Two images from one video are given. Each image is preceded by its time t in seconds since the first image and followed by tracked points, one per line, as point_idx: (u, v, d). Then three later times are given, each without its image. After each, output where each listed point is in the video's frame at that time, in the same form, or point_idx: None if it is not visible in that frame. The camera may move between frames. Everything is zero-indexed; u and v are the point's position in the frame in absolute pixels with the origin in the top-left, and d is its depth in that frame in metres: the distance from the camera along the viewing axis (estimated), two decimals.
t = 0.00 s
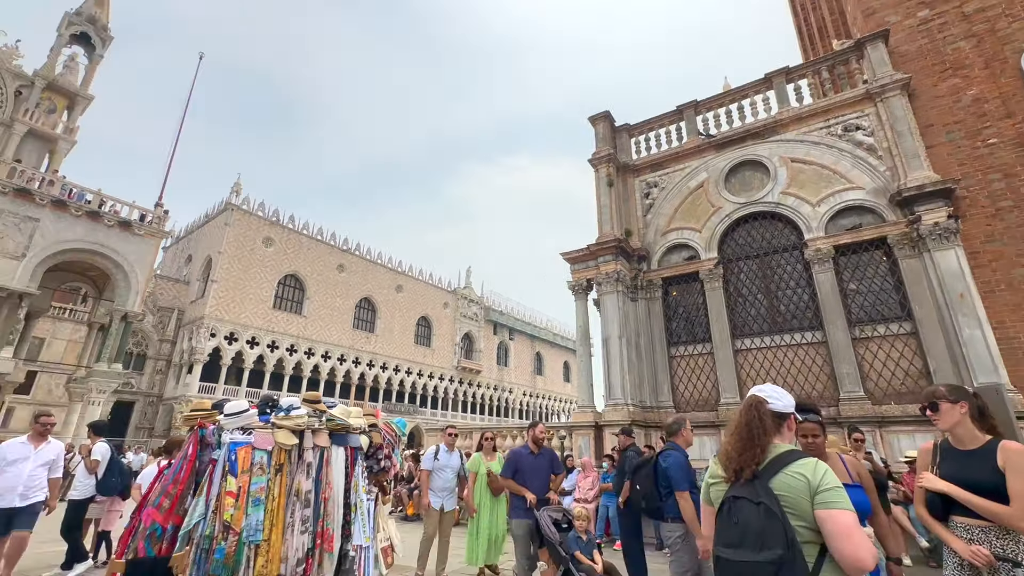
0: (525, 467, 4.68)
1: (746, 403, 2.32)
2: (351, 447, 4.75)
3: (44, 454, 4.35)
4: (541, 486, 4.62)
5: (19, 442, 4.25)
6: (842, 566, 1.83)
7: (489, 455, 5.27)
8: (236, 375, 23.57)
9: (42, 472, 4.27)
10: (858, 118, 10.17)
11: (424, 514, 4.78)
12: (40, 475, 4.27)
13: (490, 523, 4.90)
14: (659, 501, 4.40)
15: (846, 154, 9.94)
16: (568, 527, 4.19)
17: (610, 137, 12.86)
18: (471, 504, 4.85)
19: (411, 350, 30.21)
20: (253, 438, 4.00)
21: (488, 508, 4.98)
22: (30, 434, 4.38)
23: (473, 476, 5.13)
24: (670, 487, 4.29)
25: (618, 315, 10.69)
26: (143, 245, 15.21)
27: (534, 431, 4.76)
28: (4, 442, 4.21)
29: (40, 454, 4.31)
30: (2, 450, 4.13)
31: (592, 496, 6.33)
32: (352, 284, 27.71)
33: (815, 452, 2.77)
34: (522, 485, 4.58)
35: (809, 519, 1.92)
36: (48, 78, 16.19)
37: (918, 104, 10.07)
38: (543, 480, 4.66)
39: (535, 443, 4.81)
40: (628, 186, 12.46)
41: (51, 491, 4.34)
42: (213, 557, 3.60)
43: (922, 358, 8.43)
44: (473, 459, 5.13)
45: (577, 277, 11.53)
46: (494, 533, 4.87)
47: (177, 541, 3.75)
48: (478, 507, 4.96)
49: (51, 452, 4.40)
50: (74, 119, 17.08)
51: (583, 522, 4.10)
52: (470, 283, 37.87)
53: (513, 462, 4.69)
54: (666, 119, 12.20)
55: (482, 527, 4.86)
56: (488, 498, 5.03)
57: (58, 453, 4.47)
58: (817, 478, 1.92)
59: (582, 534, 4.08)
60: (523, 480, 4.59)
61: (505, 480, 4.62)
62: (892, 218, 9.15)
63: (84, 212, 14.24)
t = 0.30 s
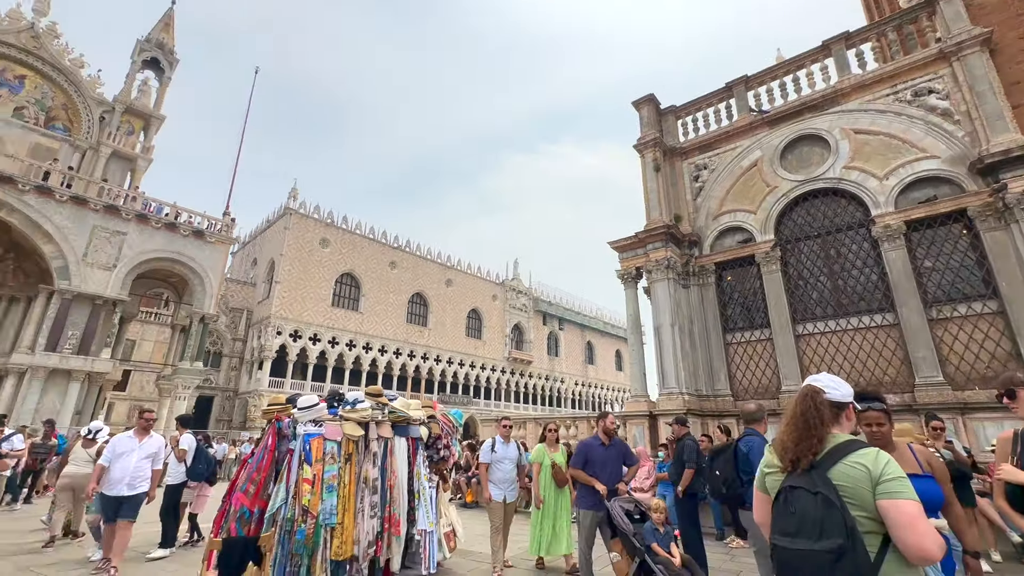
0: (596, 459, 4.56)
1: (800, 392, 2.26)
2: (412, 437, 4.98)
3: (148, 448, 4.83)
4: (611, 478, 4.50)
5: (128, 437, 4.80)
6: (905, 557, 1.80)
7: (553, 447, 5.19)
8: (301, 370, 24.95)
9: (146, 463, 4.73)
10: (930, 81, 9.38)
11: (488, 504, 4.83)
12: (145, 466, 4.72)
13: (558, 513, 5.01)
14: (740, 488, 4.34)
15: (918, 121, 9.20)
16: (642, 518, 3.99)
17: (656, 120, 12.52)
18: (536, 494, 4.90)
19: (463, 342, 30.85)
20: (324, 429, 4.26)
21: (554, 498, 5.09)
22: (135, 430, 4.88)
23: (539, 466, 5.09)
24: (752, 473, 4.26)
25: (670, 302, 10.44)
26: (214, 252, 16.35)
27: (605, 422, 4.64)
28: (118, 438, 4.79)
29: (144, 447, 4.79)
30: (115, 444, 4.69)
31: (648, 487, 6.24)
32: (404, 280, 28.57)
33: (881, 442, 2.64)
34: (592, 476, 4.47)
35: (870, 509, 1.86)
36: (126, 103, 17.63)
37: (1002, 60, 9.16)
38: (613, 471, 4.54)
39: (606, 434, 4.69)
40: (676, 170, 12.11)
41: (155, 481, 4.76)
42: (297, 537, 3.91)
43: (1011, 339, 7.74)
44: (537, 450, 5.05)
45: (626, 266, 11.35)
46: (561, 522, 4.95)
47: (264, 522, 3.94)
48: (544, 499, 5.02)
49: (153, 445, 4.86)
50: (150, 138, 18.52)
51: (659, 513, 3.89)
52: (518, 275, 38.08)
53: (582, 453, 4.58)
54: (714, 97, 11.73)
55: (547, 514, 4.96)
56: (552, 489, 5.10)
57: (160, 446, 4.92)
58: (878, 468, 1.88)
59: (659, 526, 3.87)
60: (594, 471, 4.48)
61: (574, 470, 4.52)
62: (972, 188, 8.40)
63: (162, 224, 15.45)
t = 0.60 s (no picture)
0: (659, 448, 4.49)
1: (855, 383, 2.16)
2: (460, 429, 5.11)
3: (222, 436, 5.16)
4: (676, 470, 4.38)
5: (204, 427, 5.16)
6: (971, 555, 1.69)
7: (614, 437, 5.15)
8: (353, 364, 25.90)
9: (221, 452, 5.07)
10: (1006, 42, 8.59)
11: (535, 495, 4.93)
12: (220, 454, 5.07)
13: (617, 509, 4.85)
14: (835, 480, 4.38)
15: (992, 86, 8.46)
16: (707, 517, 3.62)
17: (698, 102, 12.09)
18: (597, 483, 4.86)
19: (507, 334, 31.09)
20: (376, 422, 4.43)
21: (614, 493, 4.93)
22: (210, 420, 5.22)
23: (598, 457, 5.04)
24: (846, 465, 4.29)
25: (717, 290, 10.13)
26: (269, 253, 17.18)
27: (672, 413, 4.54)
28: (196, 428, 5.17)
29: (219, 436, 5.13)
30: (193, 434, 5.07)
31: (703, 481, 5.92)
32: (447, 274, 29.04)
33: (946, 435, 2.49)
34: (653, 467, 4.42)
35: (932, 506, 1.77)
36: (185, 116, 18.72)
37: None
38: (678, 463, 4.42)
39: (672, 425, 4.58)
40: (720, 153, 11.68)
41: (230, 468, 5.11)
42: (354, 524, 4.12)
43: None
44: (597, 439, 5.07)
45: (670, 255, 11.07)
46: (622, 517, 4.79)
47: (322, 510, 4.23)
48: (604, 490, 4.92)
49: (227, 434, 5.18)
50: (208, 148, 19.58)
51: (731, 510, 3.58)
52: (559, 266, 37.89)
53: (646, 441, 4.54)
54: (761, 74, 11.20)
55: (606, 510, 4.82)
56: (614, 482, 4.98)
57: (232, 435, 5.21)
58: (942, 464, 1.77)
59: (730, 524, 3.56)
60: (656, 461, 4.43)
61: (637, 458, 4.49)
62: None
63: (222, 230, 16.38)
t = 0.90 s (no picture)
0: (709, 441, 4.23)
1: (902, 373, 2.07)
2: (494, 421, 5.16)
3: (268, 429, 5.40)
4: (729, 463, 4.10)
5: (250, 420, 5.39)
6: None
7: (659, 429, 4.95)
8: (392, 358, 26.53)
9: (268, 444, 5.31)
10: None
11: (572, 490, 4.91)
12: (268, 447, 5.31)
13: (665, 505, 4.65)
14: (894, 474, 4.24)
15: None
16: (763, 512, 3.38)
17: (735, 82, 11.65)
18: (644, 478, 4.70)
19: (542, 327, 31.10)
20: (411, 413, 4.54)
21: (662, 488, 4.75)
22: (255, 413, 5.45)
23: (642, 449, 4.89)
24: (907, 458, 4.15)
25: (758, 277, 9.79)
26: (310, 252, 17.74)
27: (725, 405, 4.25)
28: (242, 421, 5.39)
29: (265, 429, 5.37)
30: (241, 427, 5.31)
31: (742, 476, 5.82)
32: (482, 268, 29.23)
33: (1007, 429, 2.33)
34: (704, 461, 4.16)
35: (988, 501, 1.67)
36: (228, 122, 19.49)
37: None
38: (731, 457, 4.14)
39: (725, 417, 4.31)
40: (760, 134, 11.25)
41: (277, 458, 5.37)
42: (392, 512, 4.24)
43: None
44: (642, 431, 4.93)
45: (707, 242, 10.76)
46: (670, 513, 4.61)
47: (363, 497, 4.39)
48: (651, 485, 4.75)
49: (273, 427, 5.43)
50: (251, 152, 20.31)
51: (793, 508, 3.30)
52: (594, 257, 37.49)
53: (695, 433, 4.28)
54: (803, 50, 10.67)
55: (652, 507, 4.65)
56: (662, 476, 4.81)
57: (278, 426, 5.47)
58: (999, 458, 1.67)
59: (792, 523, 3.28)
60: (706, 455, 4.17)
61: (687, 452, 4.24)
62: None
63: (265, 230, 17.02)
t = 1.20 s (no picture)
0: (751, 434, 3.98)
1: (946, 358, 1.97)
2: (519, 411, 5.16)
3: (298, 418, 5.50)
4: (774, 457, 3.87)
5: (280, 409, 5.48)
6: None
7: (693, 421, 4.82)
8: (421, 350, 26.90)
9: (298, 434, 5.43)
10: None
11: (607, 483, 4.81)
12: (298, 436, 5.42)
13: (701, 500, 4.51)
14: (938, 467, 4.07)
15: None
16: (813, 508, 3.27)
17: (767, 62, 11.25)
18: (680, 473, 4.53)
19: (569, 318, 30.96)
20: (437, 403, 4.59)
21: (699, 482, 4.61)
22: (285, 402, 5.54)
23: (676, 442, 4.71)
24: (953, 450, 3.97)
25: (791, 264, 9.47)
26: (339, 247, 18.09)
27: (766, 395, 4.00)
28: (272, 410, 5.46)
29: (295, 418, 5.47)
30: (271, 416, 5.38)
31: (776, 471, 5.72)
32: (508, 260, 29.25)
33: None
34: (746, 455, 3.91)
35: None
36: (259, 122, 19.97)
37: None
38: (774, 449, 3.91)
39: (766, 407, 4.06)
40: (793, 115, 10.86)
41: (306, 448, 5.50)
42: (419, 499, 4.31)
43: None
44: (674, 424, 4.79)
45: (737, 229, 10.47)
46: (709, 509, 4.46)
47: (391, 485, 4.47)
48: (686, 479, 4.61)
49: (302, 416, 5.53)
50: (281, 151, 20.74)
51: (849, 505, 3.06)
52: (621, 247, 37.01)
53: (735, 426, 4.05)
54: (839, 25, 10.20)
55: (689, 502, 4.50)
56: (698, 469, 4.66)
57: (307, 416, 5.58)
58: None
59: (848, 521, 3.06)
60: (748, 449, 3.93)
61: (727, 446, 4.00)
62: None
63: (296, 227, 17.42)
